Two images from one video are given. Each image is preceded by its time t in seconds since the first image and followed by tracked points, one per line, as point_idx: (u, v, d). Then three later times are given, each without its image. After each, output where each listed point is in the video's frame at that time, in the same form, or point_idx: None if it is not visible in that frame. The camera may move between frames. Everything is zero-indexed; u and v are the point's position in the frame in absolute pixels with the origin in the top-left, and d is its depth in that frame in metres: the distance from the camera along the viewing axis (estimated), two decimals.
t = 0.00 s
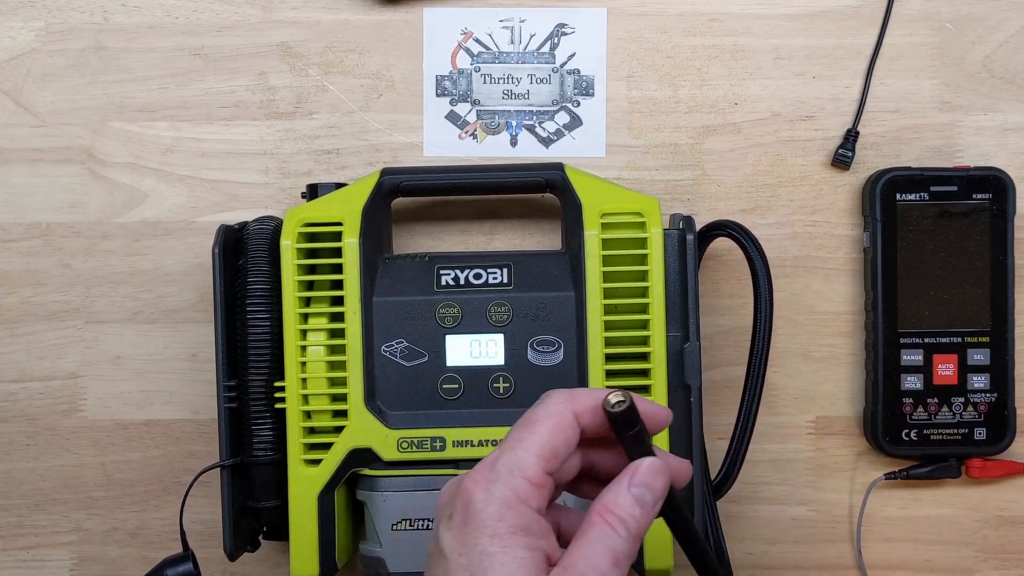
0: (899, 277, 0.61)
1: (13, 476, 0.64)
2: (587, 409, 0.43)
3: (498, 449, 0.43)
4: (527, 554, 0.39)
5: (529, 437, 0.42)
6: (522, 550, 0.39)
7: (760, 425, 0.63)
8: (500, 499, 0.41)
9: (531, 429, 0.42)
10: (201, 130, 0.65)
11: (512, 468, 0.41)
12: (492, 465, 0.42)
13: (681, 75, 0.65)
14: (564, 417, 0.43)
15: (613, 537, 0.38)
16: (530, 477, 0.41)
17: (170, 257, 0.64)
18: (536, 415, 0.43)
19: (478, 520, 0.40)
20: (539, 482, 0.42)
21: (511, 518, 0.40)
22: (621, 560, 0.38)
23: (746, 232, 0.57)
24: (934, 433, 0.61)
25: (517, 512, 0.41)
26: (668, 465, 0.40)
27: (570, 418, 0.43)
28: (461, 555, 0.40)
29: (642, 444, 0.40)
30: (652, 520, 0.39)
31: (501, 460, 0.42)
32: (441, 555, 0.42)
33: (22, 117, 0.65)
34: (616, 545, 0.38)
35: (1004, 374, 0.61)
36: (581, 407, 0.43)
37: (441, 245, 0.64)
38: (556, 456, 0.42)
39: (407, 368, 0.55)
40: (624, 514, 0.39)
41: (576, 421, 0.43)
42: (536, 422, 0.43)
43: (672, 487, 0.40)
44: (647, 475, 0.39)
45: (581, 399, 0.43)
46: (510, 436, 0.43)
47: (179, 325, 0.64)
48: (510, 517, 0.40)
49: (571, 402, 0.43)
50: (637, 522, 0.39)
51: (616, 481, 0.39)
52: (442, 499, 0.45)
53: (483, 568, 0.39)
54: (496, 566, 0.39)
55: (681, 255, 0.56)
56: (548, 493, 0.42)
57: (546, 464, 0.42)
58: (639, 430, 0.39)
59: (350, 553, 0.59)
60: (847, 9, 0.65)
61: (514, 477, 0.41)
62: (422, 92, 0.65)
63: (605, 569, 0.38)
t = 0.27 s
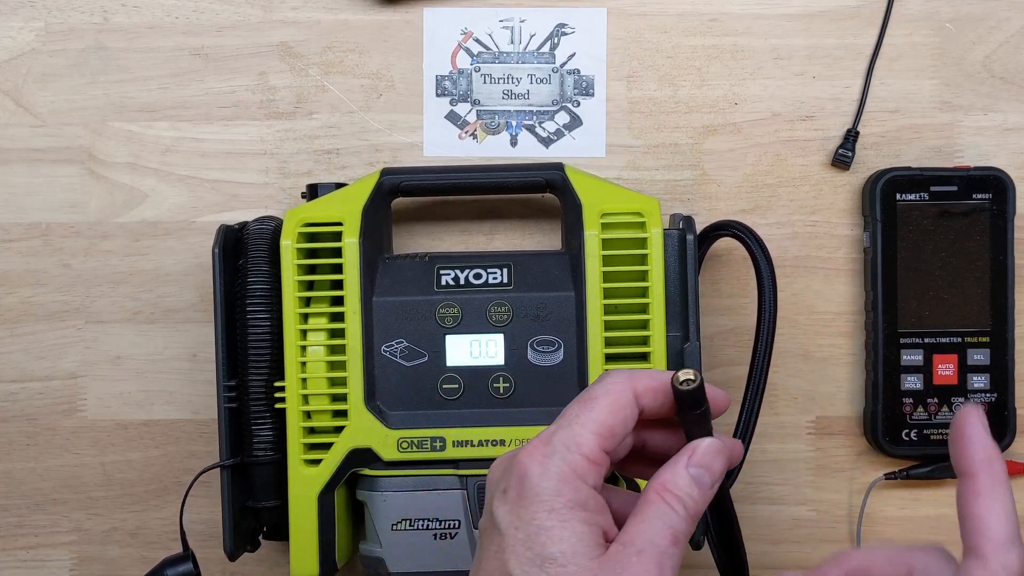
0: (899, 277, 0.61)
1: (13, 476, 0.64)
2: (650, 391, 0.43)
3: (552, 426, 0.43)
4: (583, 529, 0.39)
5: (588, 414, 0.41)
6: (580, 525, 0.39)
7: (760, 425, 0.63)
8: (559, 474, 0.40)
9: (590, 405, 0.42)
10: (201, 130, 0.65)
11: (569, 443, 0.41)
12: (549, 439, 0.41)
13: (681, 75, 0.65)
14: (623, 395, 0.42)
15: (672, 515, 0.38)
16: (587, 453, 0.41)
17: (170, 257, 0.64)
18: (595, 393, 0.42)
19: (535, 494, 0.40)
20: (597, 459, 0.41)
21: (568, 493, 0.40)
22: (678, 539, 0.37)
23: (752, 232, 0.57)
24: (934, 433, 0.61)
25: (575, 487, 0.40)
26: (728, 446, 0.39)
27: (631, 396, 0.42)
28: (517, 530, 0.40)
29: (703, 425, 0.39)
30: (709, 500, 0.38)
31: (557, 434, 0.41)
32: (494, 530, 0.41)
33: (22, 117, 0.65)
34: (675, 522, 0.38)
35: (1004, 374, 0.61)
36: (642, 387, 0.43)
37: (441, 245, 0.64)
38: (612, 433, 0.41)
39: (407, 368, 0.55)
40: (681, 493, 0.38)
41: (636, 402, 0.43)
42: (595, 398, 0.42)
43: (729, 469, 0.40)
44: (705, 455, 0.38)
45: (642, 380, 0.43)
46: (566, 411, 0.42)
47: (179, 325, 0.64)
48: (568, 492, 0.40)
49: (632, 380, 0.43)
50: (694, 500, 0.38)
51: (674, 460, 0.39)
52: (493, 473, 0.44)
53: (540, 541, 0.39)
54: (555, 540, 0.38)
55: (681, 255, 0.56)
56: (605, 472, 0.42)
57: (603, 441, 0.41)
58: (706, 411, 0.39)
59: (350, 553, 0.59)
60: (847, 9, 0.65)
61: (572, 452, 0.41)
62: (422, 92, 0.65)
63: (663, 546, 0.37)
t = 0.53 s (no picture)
0: (899, 277, 0.61)
1: (13, 476, 0.64)
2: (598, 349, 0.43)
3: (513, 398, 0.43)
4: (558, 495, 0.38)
5: (545, 381, 0.41)
6: (551, 489, 0.39)
7: (760, 425, 0.63)
8: (527, 441, 0.40)
9: (546, 374, 0.42)
10: (201, 130, 0.65)
11: (533, 411, 0.41)
12: (512, 411, 0.41)
13: (681, 75, 0.65)
14: (575, 360, 0.42)
15: (639, 473, 0.39)
16: (551, 419, 0.41)
17: (171, 257, 0.64)
18: (550, 360, 0.42)
19: (506, 465, 0.40)
20: (561, 422, 0.41)
21: (539, 459, 0.39)
22: (649, 494, 0.38)
23: (750, 232, 0.57)
24: (934, 433, 0.61)
25: (544, 453, 0.40)
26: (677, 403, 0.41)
27: (583, 360, 0.43)
28: (490, 502, 0.39)
29: (657, 383, 0.41)
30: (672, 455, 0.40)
31: (522, 405, 0.41)
32: (469, 506, 0.41)
33: (22, 117, 0.65)
34: (643, 479, 0.38)
35: (1004, 374, 0.61)
36: (592, 350, 0.43)
37: (441, 245, 0.64)
38: (573, 397, 0.42)
39: (407, 368, 0.55)
40: (645, 451, 0.39)
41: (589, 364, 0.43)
42: (550, 366, 0.42)
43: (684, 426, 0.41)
44: (663, 415, 0.40)
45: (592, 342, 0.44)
46: (526, 381, 0.42)
47: (179, 325, 0.64)
48: (536, 457, 0.39)
49: (583, 347, 0.43)
50: (658, 456, 0.39)
51: (634, 423, 0.40)
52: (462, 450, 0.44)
53: (516, 510, 0.38)
54: (528, 506, 0.38)
55: (681, 256, 0.56)
56: (570, 436, 0.42)
57: (565, 406, 0.42)
58: (652, 367, 0.40)
59: (350, 553, 0.59)
60: (847, 9, 0.65)
61: (538, 420, 0.41)
62: (422, 92, 0.65)
63: (634, 503, 0.38)
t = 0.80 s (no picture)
0: (898, 277, 0.61)
1: (13, 476, 0.64)
2: (663, 377, 0.40)
3: (571, 428, 0.39)
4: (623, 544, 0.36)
5: (608, 417, 0.38)
6: (619, 538, 0.36)
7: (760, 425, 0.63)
8: (593, 485, 0.37)
9: (611, 407, 0.38)
10: (201, 130, 0.65)
11: (596, 452, 0.38)
12: (574, 448, 0.38)
13: (681, 75, 0.65)
14: (637, 390, 0.39)
15: (702, 523, 0.37)
16: (617, 459, 0.38)
17: (171, 257, 0.64)
18: (614, 388, 0.39)
19: (573, 508, 0.37)
20: (625, 463, 0.38)
21: (603, 505, 0.37)
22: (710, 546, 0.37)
23: (757, 233, 0.57)
24: (934, 433, 0.61)
25: (607, 497, 0.37)
26: (733, 453, 0.40)
27: (647, 390, 0.39)
28: (552, 543, 0.37)
29: (709, 427, 0.39)
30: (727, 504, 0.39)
31: (586, 441, 0.38)
32: (525, 541, 0.39)
33: (22, 117, 0.65)
34: (704, 531, 0.37)
35: (1004, 374, 0.61)
36: (652, 377, 0.40)
37: (441, 245, 0.64)
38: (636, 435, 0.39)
39: (407, 368, 0.55)
40: (705, 501, 0.38)
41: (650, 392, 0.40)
42: (613, 395, 0.39)
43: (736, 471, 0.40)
44: (720, 462, 0.39)
45: (663, 371, 0.40)
46: (589, 412, 0.39)
47: (179, 325, 0.64)
48: (604, 505, 0.37)
49: (645, 373, 0.39)
50: (719, 507, 0.38)
51: (694, 469, 0.38)
52: (523, 478, 0.41)
53: (581, 560, 0.36)
54: (594, 557, 0.36)
55: (681, 256, 0.56)
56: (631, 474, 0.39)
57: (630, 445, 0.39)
58: (708, 416, 0.39)
59: (350, 553, 0.59)
60: (847, 9, 0.65)
61: (603, 462, 0.38)
62: (422, 92, 0.65)
63: (697, 556, 0.36)
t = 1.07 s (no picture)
0: (899, 277, 0.61)
1: (13, 476, 0.64)
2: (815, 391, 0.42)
3: (728, 433, 0.40)
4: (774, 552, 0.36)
5: (763, 421, 0.39)
6: (770, 544, 0.36)
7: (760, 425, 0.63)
8: (747, 487, 0.37)
9: (770, 413, 0.39)
10: (201, 130, 0.65)
11: (762, 456, 0.38)
12: (740, 450, 0.38)
13: (681, 75, 0.65)
14: (798, 402, 0.40)
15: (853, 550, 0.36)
16: (777, 469, 0.38)
17: (171, 257, 0.64)
18: (774, 399, 0.40)
19: (724, 508, 0.37)
20: (780, 476, 0.38)
21: (761, 512, 0.37)
22: None
23: (770, 238, 0.57)
24: (934, 433, 0.61)
25: (767, 503, 0.37)
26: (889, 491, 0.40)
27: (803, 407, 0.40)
28: (699, 543, 0.37)
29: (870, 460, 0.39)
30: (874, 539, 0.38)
31: (743, 444, 0.39)
32: (672, 541, 0.39)
33: (22, 117, 0.65)
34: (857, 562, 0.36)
35: (1005, 374, 0.61)
36: (806, 387, 0.41)
37: (441, 245, 0.64)
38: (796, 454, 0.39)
39: (407, 368, 0.55)
40: (854, 528, 0.37)
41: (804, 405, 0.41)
42: (770, 406, 0.39)
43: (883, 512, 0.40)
44: (873, 495, 0.38)
45: (818, 386, 0.42)
46: (751, 417, 0.39)
47: (179, 325, 0.64)
48: (758, 509, 0.37)
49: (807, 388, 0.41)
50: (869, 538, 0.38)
51: (844, 496, 0.38)
52: (671, 485, 0.42)
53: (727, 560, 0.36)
54: (743, 559, 0.35)
55: (681, 255, 0.56)
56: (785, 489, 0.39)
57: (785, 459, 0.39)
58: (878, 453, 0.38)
59: (350, 553, 0.59)
60: (847, 9, 0.65)
61: (761, 465, 0.38)
62: (422, 92, 0.65)
63: None
